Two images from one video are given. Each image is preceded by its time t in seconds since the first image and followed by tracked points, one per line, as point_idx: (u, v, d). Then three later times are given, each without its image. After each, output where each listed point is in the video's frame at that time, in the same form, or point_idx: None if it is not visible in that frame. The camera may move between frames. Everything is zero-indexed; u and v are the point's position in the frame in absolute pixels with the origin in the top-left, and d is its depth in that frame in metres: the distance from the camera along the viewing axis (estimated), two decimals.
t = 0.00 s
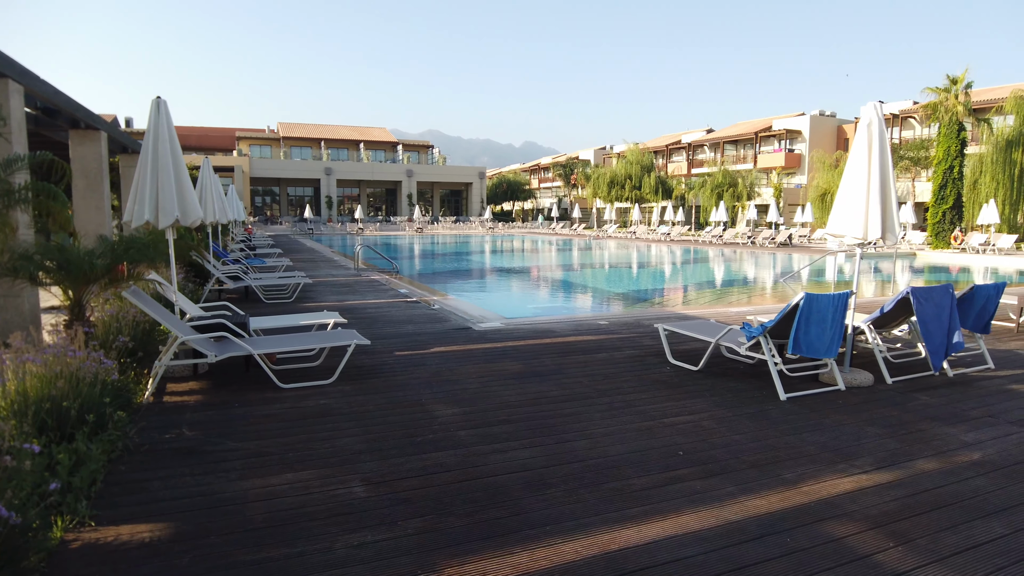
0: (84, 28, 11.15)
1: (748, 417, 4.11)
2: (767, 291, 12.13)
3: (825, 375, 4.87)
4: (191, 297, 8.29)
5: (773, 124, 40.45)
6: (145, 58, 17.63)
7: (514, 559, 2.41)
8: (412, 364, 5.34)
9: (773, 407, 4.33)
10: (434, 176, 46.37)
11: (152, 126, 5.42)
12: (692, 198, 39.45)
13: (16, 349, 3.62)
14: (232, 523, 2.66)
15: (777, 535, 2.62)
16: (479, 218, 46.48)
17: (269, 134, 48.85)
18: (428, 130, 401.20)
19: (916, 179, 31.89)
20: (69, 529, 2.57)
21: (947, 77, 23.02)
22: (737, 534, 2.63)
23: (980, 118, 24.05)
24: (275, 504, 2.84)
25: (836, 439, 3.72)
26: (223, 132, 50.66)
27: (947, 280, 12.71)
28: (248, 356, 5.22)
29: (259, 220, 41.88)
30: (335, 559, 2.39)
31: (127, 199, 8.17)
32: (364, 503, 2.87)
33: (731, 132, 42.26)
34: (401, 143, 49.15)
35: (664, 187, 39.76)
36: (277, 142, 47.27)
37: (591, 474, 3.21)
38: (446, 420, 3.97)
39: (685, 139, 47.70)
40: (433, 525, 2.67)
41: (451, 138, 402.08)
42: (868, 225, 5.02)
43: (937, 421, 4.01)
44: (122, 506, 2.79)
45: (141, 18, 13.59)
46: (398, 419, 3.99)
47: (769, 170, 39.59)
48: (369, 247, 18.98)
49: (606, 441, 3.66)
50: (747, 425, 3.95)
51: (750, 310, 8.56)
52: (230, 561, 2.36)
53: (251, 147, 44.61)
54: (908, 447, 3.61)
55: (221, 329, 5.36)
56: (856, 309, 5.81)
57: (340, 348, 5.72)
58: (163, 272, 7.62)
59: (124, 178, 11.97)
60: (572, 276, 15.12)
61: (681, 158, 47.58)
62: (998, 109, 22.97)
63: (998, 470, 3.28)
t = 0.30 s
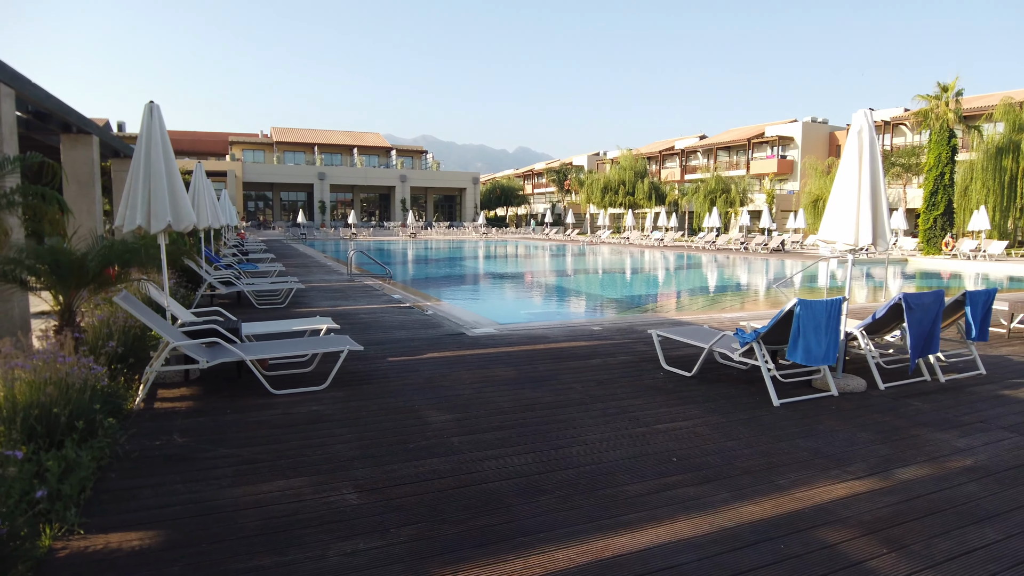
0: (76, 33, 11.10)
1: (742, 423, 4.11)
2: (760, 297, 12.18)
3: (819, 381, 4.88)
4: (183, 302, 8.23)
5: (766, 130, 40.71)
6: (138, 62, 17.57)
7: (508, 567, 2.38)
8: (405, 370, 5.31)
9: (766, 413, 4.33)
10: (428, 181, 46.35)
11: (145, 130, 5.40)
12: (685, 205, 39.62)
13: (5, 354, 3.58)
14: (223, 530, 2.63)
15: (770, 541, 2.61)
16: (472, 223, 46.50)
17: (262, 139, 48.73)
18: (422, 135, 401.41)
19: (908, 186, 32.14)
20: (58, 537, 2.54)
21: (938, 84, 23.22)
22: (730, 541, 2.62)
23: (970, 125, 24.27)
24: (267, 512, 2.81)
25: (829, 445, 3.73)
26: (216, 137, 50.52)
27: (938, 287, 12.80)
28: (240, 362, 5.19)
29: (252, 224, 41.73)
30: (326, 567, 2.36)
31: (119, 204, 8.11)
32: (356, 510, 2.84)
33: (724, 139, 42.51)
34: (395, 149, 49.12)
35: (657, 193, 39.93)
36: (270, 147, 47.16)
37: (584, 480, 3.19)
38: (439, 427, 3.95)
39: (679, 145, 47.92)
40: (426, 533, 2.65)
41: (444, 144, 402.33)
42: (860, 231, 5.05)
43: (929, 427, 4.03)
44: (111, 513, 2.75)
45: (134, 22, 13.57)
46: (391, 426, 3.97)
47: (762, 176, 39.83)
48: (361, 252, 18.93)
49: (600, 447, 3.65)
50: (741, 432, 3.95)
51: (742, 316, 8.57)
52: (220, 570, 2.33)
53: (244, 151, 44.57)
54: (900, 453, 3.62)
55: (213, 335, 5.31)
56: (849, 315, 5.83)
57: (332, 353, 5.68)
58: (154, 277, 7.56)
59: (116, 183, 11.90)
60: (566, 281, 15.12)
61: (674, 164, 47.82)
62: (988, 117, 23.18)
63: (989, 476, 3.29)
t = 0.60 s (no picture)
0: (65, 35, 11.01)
1: (734, 429, 4.10)
2: (750, 302, 12.22)
3: (809, 387, 4.89)
4: (172, 307, 8.15)
5: (756, 137, 40.99)
6: (127, 66, 17.45)
7: None
8: (397, 376, 5.28)
9: (758, 419, 4.32)
10: (419, 186, 46.31)
11: (134, 134, 5.36)
12: (676, 210, 39.80)
13: None
14: (211, 539, 2.59)
15: (762, 548, 2.60)
16: (464, 228, 46.46)
17: (253, 143, 48.55)
18: (413, 140, 401.19)
19: (897, 192, 32.44)
20: (43, 546, 2.49)
21: (926, 91, 23.46)
22: (723, 547, 2.60)
23: (958, 132, 24.53)
24: (256, 520, 2.77)
25: (820, 451, 3.73)
26: (206, 141, 50.31)
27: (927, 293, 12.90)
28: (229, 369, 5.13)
29: (242, 229, 41.50)
30: None
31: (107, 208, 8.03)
32: (346, 518, 2.81)
33: (715, 145, 42.74)
34: (386, 153, 49.07)
35: (648, 199, 40.09)
36: (261, 151, 47.02)
37: (576, 487, 3.17)
38: (430, 433, 3.92)
39: (670, 150, 48.17)
40: (417, 541, 2.62)
41: (436, 149, 402.48)
42: (850, 237, 5.08)
43: (919, 433, 4.04)
44: (97, 521, 2.70)
45: (123, 25, 13.49)
46: (382, 432, 3.93)
47: (752, 182, 40.07)
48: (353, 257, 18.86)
49: (592, 454, 3.64)
50: (733, 437, 3.95)
51: (734, 322, 8.59)
52: None
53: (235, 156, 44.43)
54: (891, 459, 3.62)
55: (202, 341, 5.25)
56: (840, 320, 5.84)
57: (323, 359, 5.64)
58: (142, 282, 7.49)
59: (104, 187, 11.80)
60: (557, 287, 15.12)
61: (666, 169, 48.05)
62: (976, 124, 23.44)
63: (979, 481, 3.30)
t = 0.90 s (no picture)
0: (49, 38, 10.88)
1: (721, 437, 4.10)
2: (737, 310, 12.29)
3: (795, 394, 4.91)
4: (155, 314, 8.04)
5: (743, 145, 41.38)
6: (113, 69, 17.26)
7: None
8: (383, 384, 5.23)
9: (744, 426, 4.33)
10: (407, 192, 46.23)
11: (119, 139, 5.30)
12: (663, 217, 40.05)
13: None
14: (194, 549, 2.53)
15: (748, 555, 2.60)
16: (452, 235, 46.40)
17: (239, 147, 48.22)
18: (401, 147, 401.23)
19: (881, 202, 32.89)
20: (21, 557, 2.42)
21: (910, 102, 23.82)
22: (709, 556, 2.59)
23: (941, 142, 24.91)
24: (240, 529, 2.72)
25: (806, 458, 3.74)
26: (192, 145, 49.95)
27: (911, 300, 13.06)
28: (214, 376, 5.06)
29: (227, 234, 41.15)
30: None
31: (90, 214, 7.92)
32: (331, 527, 2.77)
33: (702, 153, 43.08)
34: (374, 159, 48.95)
35: (636, 206, 40.31)
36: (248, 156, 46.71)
37: (564, 495, 3.15)
38: (416, 441, 3.88)
39: (657, 158, 48.52)
40: (404, 550, 2.58)
41: (424, 155, 402.46)
42: (836, 245, 5.12)
43: (903, 440, 4.06)
44: (77, 532, 2.64)
45: (109, 30, 13.39)
46: (368, 440, 3.89)
47: (739, 190, 40.43)
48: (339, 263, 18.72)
49: (580, 462, 3.62)
50: (720, 445, 3.95)
51: (720, 329, 8.61)
52: None
53: (221, 160, 44.13)
54: (877, 466, 3.64)
55: (186, 347, 5.17)
56: (825, 328, 5.88)
57: (308, 366, 5.57)
58: (126, 288, 7.38)
59: (88, 192, 11.66)
60: (545, 294, 15.12)
61: (653, 177, 48.36)
62: (958, 134, 23.84)
63: (963, 488, 3.32)
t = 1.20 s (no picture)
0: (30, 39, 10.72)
1: (706, 442, 4.11)
2: (721, 316, 12.37)
3: (780, 400, 4.94)
4: (137, 319, 7.92)
5: (727, 153, 41.82)
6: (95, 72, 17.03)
7: None
8: (369, 389, 5.18)
9: (730, 432, 4.34)
10: (394, 197, 46.11)
11: (101, 142, 5.22)
12: (648, 224, 40.30)
13: None
14: (175, 558, 2.48)
15: (735, 561, 2.60)
16: (438, 240, 46.32)
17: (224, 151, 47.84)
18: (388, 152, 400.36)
19: (863, 209, 33.37)
20: None
21: (891, 111, 24.21)
22: (697, 561, 2.59)
23: (921, 151, 25.34)
24: (223, 537, 2.67)
25: (791, 463, 3.76)
26: (176, 149, 49.50)
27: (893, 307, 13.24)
28: (197, 382, 4.98)
29: (211, 238, 40.73)
30: None
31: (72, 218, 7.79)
32: (316, 535, 2.73)
33: (687, 160, 43.47)
34: (360, 164, 48.78)
35: (622, 213, 40.55)
36: (233, 160, 46.35)
37: (551, 501, 3.14)
38: (402, 447, 3.84)
39: (643, 165, 48.87)
40: (390, 557, 2.55)
41: (410, 161, 401.87)
42: (818, 252, 5.17)
43: (887, 445, 4.10)
44: (55, 541, 2.57)
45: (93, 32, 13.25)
46: (353, 447, 3.85)
47: (723, 197, 40.83)
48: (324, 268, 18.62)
49: (566, 468, 3.61)
50: (705, 450, 3.96)
51: (706, 335, 8.66)
52: None
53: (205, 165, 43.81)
54: (860, 470, 3.67)
55: (169, 353, 5.09)
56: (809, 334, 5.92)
57: (293, 372, 5.51)
58: (107, 293, 7.26)
59: (69, 195, 11.48)
60: (531, 299, 15.13)
61: (639, 184, 48.70)
62: (938, 143, 24.26)
63: (944, 493, 3.35)
